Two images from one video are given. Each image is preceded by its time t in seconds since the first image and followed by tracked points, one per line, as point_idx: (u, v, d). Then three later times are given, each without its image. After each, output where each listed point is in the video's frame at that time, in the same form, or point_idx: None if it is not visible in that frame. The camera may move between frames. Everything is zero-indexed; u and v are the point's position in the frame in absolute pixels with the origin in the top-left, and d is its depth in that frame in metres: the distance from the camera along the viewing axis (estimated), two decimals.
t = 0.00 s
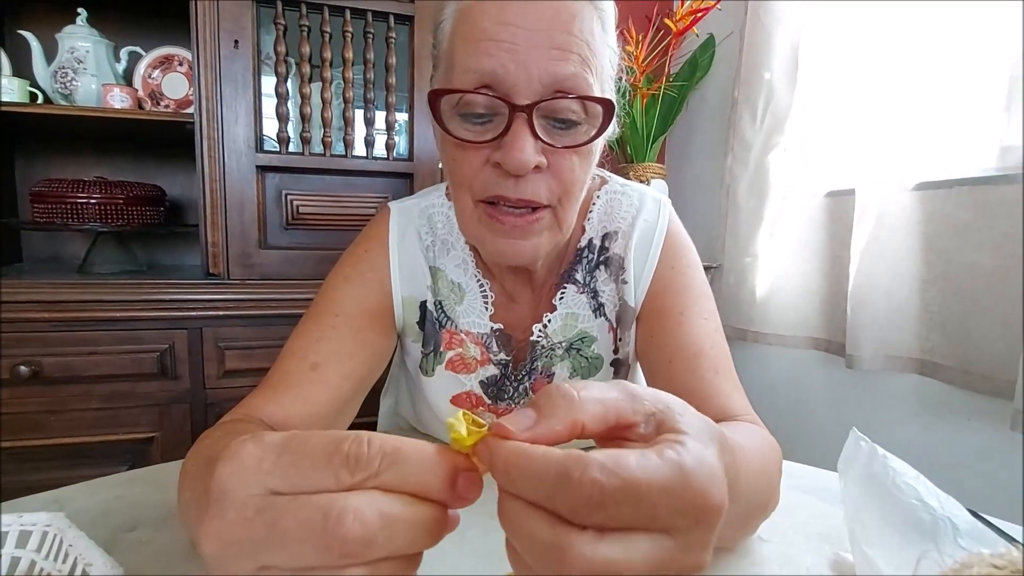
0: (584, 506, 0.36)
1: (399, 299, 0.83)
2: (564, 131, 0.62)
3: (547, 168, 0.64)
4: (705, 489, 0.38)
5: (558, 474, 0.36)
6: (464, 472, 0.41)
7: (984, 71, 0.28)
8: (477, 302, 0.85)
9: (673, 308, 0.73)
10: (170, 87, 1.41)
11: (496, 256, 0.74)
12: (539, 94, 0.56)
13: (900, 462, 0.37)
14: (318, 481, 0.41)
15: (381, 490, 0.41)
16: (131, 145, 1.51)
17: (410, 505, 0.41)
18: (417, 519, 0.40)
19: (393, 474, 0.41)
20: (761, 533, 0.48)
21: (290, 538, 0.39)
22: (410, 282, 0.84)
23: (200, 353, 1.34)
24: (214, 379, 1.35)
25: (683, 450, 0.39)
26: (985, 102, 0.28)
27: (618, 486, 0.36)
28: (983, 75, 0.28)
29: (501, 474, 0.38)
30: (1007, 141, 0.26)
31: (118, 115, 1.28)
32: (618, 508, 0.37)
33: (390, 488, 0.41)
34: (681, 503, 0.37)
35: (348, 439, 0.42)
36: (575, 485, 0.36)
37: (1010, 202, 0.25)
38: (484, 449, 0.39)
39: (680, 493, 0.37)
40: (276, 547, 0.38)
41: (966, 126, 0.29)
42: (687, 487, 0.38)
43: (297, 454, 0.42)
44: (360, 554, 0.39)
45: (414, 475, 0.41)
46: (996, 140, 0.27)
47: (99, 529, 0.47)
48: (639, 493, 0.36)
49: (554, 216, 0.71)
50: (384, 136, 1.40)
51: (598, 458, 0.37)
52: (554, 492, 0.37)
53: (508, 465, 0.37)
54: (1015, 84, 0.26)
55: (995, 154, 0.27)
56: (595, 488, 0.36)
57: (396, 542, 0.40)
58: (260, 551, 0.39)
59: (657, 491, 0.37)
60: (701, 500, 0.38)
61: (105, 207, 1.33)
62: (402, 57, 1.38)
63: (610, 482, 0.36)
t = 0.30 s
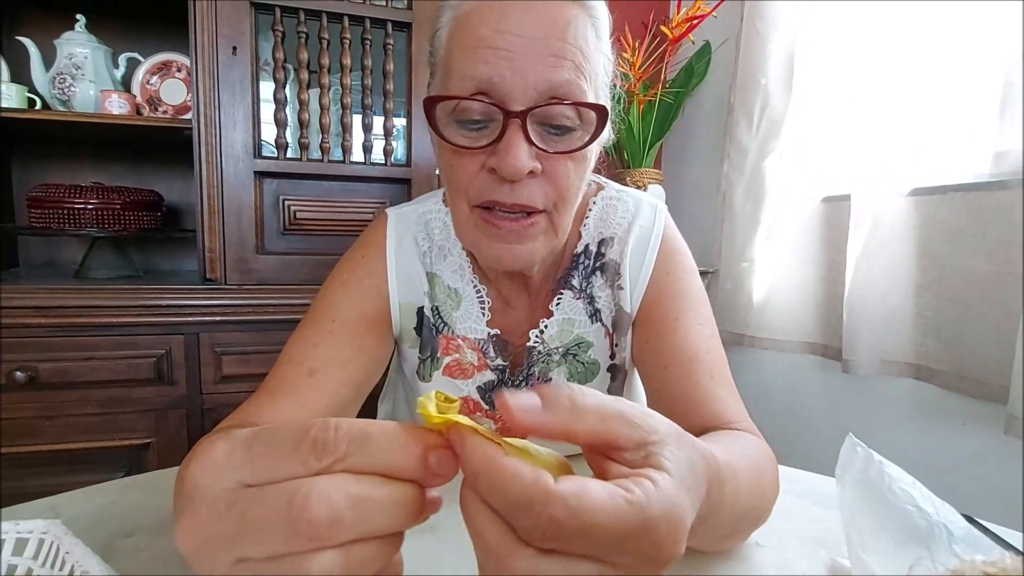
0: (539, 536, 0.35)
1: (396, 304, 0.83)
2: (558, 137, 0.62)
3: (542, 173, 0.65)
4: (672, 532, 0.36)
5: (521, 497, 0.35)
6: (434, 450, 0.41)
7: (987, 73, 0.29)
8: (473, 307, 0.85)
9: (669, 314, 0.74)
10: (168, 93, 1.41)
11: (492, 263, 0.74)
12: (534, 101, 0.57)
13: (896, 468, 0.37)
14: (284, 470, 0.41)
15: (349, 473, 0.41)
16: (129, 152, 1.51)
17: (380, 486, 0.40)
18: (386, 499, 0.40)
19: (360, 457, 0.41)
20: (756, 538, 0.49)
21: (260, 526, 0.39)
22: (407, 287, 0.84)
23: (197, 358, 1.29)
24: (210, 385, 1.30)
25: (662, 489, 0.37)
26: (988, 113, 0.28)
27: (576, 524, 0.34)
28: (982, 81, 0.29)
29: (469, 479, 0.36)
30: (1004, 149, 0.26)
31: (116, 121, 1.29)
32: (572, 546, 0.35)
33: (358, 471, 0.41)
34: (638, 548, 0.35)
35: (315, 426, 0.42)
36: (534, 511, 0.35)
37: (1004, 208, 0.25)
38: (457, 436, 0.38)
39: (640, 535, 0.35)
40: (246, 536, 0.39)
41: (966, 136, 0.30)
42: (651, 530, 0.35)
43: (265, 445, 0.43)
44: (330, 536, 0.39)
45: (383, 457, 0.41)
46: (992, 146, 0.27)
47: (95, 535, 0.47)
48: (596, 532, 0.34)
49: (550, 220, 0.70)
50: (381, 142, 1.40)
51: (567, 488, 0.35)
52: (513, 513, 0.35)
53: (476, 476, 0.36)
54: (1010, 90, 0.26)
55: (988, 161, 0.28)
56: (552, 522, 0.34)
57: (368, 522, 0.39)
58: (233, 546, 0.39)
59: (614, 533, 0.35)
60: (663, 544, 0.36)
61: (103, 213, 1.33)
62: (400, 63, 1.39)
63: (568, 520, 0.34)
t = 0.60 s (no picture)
0: (562, 468, 0.39)
1: (395, 308, 0.83)
2: (555, 140, 0.64)
3: (540, 176, 0.65)
4: (671, 460, 0.41)
5: (539, 438, 0.39)
6: (416, 442, 0.41)
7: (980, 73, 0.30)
8: (472, 311, 0.85)
9: (667, 319, 0.74)
10: (166, 97, 1.41)
11: (489, 265, 0.74)
12: (532, 102, 0.59)
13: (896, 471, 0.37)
14: (262, 471, 0.41)
15: (327, 472, 0.40)
16: (128, 156, 1.51)
17: (357, 485, 0.40)
18: (364, 497, 0.40)
19: (336, 456, 0.40)
20: (755, 542, 0.49)
21: (238, 530, 0.40)
22: (406, 291, 0.84)
23: (196, 362, 1.29)
24: (208, 389, 1.30)
25: (653, 428, 0.42)
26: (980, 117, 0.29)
27: (597, 448, 0.39)
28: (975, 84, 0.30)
29: (477, 445, 0.40)
30: (997, 152, 0.27)
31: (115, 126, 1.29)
32: (594, 470, 0.39)
33: (334, 469, 0.40)
34: (650, 465, 0.40)
35: (291, 425, 0.42)
36: (556, 447, 0.38)
37: (996, 213, 0.26)
38: (450, 421, 0.41)
39: (648, 455, 0.40)
40: (227, 538, 0.40)
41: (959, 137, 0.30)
42: (653, 456, 0.40)
43: (245, 446, 0.42)
44: (307, 536, 0.39)
45: (358, 454, 0.41)
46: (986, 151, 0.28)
47: (92, 541, 0.47)
48: (613, 453, 0.39)
49: (547, 223, 0.70)
50: (379, 145, 1.40)
51: (575, 422, 0.39)
52: (535, 454, 0.39)
53: (484, 431, 0.39)
54: (1003, 95, 0.28)
55: (983, 165, 0.28)
56: (573, 449, 0.38)
57: (345, 522, 0.39)
58: (217, 549, 0.40)
59: (629, 452, 0.39)
60: (667, 466, 0.40)
61: (101, 217, 1.34)
62: (399, 68, 1.39)
63: (587, 444, 0.39)
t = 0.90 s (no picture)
0: (574, 444, 0.38)
1: (394, 311, 0.83)
2: (556, 144, 0.65)
3: (540, 180, 0.65)
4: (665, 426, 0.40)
5: (547, 416, 0.38)
6: (418, 431, 0.39)
7: (980, 74, 0.29)
8: (472, 315, 0.85)
9: (666, 322, 0.74)
10: (164, 101, 1.41)
11: (489, 270, 0.72)
12: (530, 107, 0.61)
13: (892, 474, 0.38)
14: (276, 445, 0.39)
15: (335, 451, 0.39)
16: (126, 159, 1.51)
17: (362, 466, 0.39)
18: (367, 478, 0.39)
19: (346, 435, 0.39)
20: (753, 543, 0.49)
21: (247, 500, 0.38)
22: (406, 294, 0.84)
23: (193, 365, 1.27)
24: (206, 393, 1.28)
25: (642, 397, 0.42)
26: (979, 119, 0.29)
27: (603, 420, 0.39)
28: (974, 87, 0.30)
29: (484, 430, 0.39)
30: (993, 157, 0.27)
31: (113, 129, 1.29)
32: (602, 440, 0.39)
33: (342, 451, 0.39)
34: (651, 434, 0.40)
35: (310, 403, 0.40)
36: (565, 424, 0.38)
37: (993, 218, 0.25)
38: (458, 414, 0.39)
39: (650, 426, 0.40)
40: (239, 509, 0.38)
41: (961, 143, 0.30)
42: (652, 424, 0.40)
43: (265, 421, 0.41)
44: (309, 510, 0.38)
45: (366, 436, 0.39)
46: (982, 155, 0.28)
47: (88, 547, 0.47)
48: (617, 425, 0.39)
49: (547, 227, 0.69)
50: (378, 148, 1.40)
51: (578, 398, 0.39)
52: (543, 432, 0.38)
53: (492, 420, 0.38)
54: (998, 99, 0.27)
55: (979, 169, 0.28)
56: (583, 423, 0.38)
57: (346, 499, 0.39)
58: (228, 519, 0.39)
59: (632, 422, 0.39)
60: (664, 437, 0.40)
61: (98, 220, 1.32)
62: (397, 71, 1.39)
63: (594, 416, 0.38)
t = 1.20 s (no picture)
0: (572, 452, 0.38)
1: (394, 314, 0.83)
2: (555, 147, 0.65)
3: (539, 183, 0.65)
4: (665, 448, 0.40)
5: (550, 420, 0.38)
6: (422, 415, 0.38)
7: (978, 78, 0.29)
8: (471, 317, 0.85)
9: (665, 325, 0.75)
10: (164, 104, 1.41)
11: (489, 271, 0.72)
12: (530, 110, 0.62)
13: (891, 476, 0.39)
14: (287, 428, 0.41)
15: (345, 435, 0.40)
16: (125, 162, 1.51)
17: (369, 450, 0.39)
18: (375, 462, 0.39)
19: (353, 419, 0.39)
20: (751, 546, 0.49)
21: (263, 480, 0.40)
22: (405, 296, 0.84)
23: (192, 369, 1.27)
24: (204, 397, 1.28)
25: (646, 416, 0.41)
26: (978, 121, 0.29)
27: (605, 433, 0.38)
28: (973, 89, 0.30)
29: (487, 424, 0.38)
30: (992, 158, 0.27)
31: (112, 132, 1.29)
32: (600, 455, 0.38)
33: (351, 436, 0.39)
34: (652, 452, 0.40)
35: (320, 387, 0.41)
36: (566, 432, 0.38)
37: (992, 220, 0.25)
38: (461, 401, 0.39)
39: (651, 443, 0.40)
40: (250, 486, 0.41)
41: (960, 145, 0.30)
42: (654, 445, 0.40)
43: (277, 402, 0.42)
44: (319, 496, 0.39)
45: (373, 422, 0.39)
46: (981, 157, 0.28)
47: (85, 549, 0.46)
48: (619, 440, 0.39)
49: (547, 228, 0.69)
50: (378, 151, 1.40)
51: (584, 408, 0.39)
52: (543, 436, 0.38)
53: (493, 411, 0.38)
54: (996, 102, 0.27)
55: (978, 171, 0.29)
56: (584, 433, 0.38)
57: (355, 485, 0.39)
58: (242, 495, 0.41)
59: (634, 437, 0.39)
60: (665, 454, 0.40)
61: (97, 224, 1.32)
62: (397, 75, 1.40)
63: (596, 427, 0.38)
